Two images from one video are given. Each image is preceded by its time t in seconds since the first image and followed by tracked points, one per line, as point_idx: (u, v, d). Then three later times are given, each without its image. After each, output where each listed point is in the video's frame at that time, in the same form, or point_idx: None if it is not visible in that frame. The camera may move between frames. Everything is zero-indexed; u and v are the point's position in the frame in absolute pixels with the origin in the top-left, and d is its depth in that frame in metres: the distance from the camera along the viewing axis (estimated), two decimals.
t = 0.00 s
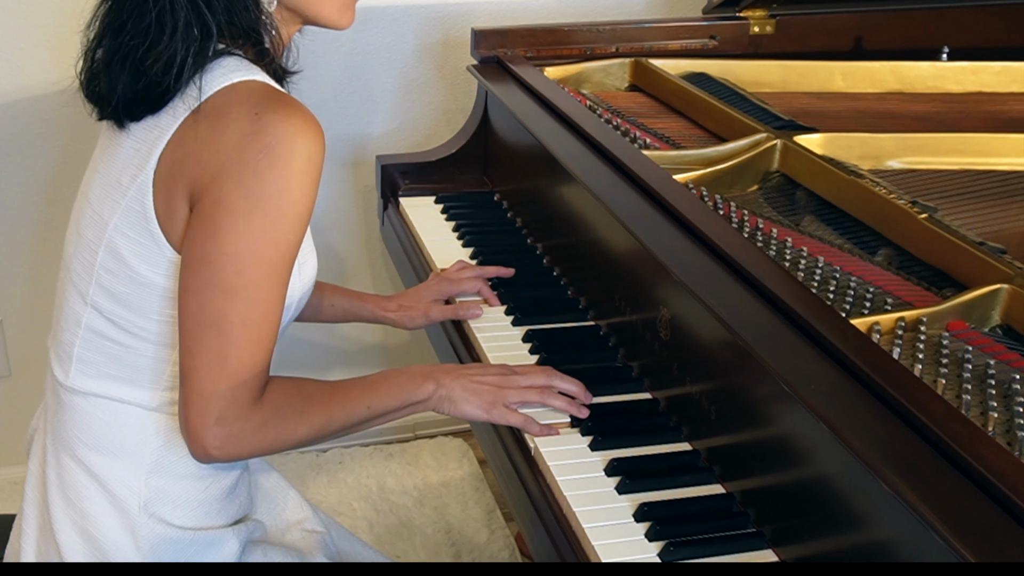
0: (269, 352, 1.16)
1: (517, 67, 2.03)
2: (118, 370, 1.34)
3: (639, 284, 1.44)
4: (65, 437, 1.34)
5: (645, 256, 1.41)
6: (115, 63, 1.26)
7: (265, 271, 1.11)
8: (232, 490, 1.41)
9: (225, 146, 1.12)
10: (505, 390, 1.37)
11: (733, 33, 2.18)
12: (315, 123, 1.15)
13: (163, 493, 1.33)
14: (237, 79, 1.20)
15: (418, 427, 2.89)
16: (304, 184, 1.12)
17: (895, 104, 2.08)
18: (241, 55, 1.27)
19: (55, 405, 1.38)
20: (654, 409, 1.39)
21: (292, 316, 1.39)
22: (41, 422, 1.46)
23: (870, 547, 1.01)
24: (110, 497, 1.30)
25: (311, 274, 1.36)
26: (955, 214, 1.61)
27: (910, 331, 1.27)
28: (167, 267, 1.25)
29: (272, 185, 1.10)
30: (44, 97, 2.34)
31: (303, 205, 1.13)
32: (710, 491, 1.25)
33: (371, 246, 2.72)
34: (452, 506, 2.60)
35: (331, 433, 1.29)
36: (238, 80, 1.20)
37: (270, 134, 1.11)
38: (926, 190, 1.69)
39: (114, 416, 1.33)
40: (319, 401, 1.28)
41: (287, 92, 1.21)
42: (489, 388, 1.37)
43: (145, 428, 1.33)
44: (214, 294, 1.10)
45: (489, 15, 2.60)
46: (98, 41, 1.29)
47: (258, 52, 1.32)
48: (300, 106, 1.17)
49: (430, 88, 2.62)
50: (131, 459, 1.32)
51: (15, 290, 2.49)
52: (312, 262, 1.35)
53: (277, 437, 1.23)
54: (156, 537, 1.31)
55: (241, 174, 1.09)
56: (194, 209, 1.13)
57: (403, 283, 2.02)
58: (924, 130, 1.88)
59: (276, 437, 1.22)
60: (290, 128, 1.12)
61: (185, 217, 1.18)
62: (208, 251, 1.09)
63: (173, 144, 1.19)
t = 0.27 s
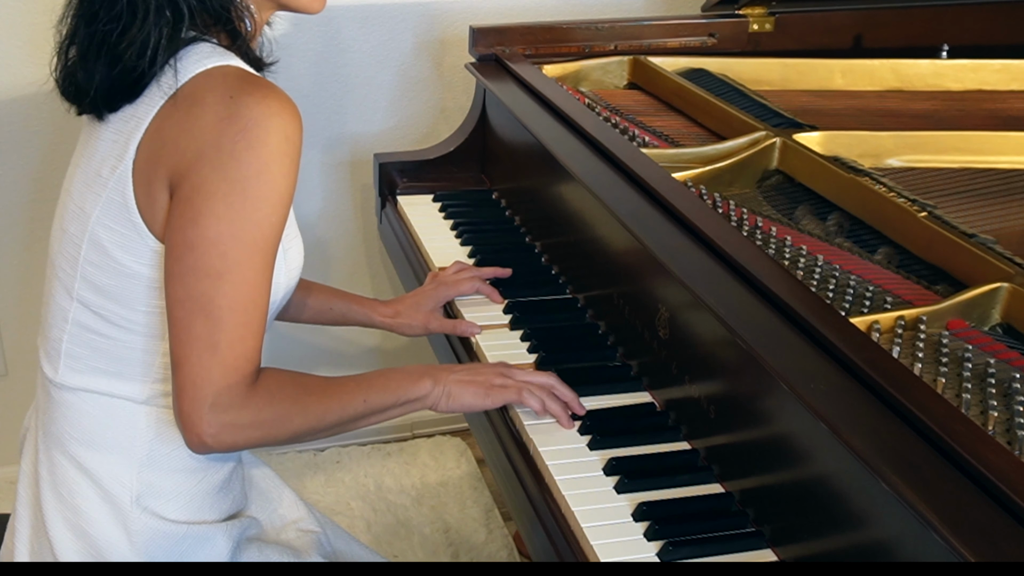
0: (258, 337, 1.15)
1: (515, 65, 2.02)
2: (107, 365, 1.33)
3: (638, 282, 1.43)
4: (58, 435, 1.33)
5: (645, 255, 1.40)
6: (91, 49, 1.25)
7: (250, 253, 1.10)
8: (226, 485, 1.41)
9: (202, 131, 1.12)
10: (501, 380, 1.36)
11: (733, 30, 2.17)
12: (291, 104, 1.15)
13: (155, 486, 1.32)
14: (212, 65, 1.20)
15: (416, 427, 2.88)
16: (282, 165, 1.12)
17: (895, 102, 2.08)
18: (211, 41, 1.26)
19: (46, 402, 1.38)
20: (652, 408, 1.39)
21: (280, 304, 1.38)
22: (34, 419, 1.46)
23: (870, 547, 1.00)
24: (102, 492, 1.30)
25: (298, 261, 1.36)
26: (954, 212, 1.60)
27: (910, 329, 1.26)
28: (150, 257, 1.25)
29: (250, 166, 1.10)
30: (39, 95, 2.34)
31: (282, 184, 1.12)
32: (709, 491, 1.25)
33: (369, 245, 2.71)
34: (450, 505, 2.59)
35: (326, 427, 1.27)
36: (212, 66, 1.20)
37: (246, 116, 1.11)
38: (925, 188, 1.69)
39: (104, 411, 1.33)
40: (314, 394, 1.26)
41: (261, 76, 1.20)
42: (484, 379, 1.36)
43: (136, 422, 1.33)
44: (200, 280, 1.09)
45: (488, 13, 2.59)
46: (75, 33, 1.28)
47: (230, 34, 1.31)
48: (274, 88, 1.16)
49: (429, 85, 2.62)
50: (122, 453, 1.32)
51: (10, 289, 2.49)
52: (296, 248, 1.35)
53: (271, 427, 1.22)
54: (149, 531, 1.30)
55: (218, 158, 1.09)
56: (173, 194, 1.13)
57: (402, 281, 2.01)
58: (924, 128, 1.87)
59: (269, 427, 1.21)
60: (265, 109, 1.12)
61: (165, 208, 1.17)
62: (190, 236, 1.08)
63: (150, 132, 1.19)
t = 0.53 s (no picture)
0: (244, 323, 1.15)
1: (514, 63, 2.02)
2: (92, 360, 1.32)
3: (636, 280, 1.43)
4: (48, 434, 1.33)
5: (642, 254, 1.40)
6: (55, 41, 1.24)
7: (229, 237, 1.10)
8: (218, 481, 1.40)
9: (173, 119, 1.11)
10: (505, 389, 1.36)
11: (731, 28, 2.18)
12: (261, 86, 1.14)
13: (145, 482, 1.32)
14: (180, 52, 1.20)
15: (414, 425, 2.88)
16: (255, 147, 1.11)
17: (895, 100, 2.07)
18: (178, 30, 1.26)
19: (35, 401, 1.37)
20: (651, 407, 1.38)
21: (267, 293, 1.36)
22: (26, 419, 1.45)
23: (868, 546, 1.00)
24: (93, 489, 1.31)
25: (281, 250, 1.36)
26: (953, 210, 1.60)
27: (910, 328, 1.26)
28: (128, 247, 1.24)
29: (222, 149, 1.09)
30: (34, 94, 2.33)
31: (257, 165, 1.11)
32: (707, 490, 1.24)
33: (366, 244, 2.71)
34: (449, 505, 2.59)
35: (319, 424, 1.27)
36: (179, 54, 1.19)
37: (215, 100, 1.10)
38: (925, 186, 1.69)
39: (91, 406, 1.32)
40: (308, 388, 1.26)
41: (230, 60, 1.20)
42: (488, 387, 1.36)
43: (124, 417, 1.32)
44: (182, 267, 1.09)
45: (486, 10, 2.58)
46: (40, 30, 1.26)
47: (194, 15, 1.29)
48: (242, 71, 1.16)
49: (427, 83, 2.61)
50: (111, 449, 1.31)
51: (6, 288, 2.49)
52: (277, 232, 1.35)
53: (262, 416, 1.21)
54: (141, 528, 1.31)
55: (189, 145, 1.09)
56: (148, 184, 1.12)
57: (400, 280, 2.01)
58: (923, 126, 1.87)
59: (261, 417, 1.21)
60: (234, 91, 1.11)
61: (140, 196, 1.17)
62: (167, 223, 1.08)
63: (122, 122, 1.18)
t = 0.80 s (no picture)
0: (230, 310, 1.15)
1: (511, 61, 2.01)
2: (81, 356, 1.31)
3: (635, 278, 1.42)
4: (38, 433, 1.32)
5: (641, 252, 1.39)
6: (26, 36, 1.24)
7: (208, 224, 1.10)
8: (209, 475, 1.40)
9: (142, 106, 1.11)
10: (502, 420, 1.32)
11: (730, 26, 2.17)
12: (231, 71, 1.14)
13: (136, 477, 1.31)
14: (149, 41, 1.19)
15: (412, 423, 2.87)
16: (227, 132, 1.10)
17: (895, 97, 2.07)
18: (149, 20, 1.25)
19: (25, 399, 1.37)
20: (650, 406, 1.37)
21: (251, 283, 1.36)
22: (18, 418, 1.45)
23: (868, 546, 0.99)
24: (85, 485, 1.30)
25: (264, 237, 1.35)
26: (953, 209, 1.60)
27: (910, 327, 1.25)
28: (107, 239, 1.23)
29: (193, 136, 1.08)
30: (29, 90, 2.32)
31: (230, 151, 1.11)
32: (707, 489, 1.24)
33: (363, 242, 2.70)
34: (447, 504, 2.58)
35: (314, 430, 1.27)
36: (149, 42, 1.19)
37: (183, 87, 1.09)
38: (924, 184, 1.68)
39: (77, 403, 1.31)
40: (301, 392, 1.26)
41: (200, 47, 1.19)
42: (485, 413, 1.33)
43: (113, 412, 1.32)
44: (163, 256, 1.09)
45: (484, 8, 2.57)
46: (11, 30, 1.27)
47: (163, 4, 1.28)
48: (209, 56, 1.15)
49: (425, 81, 2.60)
50: (101, 444, 1.30)
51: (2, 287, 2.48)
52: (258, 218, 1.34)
53: (252, 408, 1.21)
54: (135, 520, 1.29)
55: (157, 132, 1.08)
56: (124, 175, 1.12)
57: (397, 278, 2.00)
58: (923, 124, 1.87)
59: (251, 409, 1.21)
60: (203, 77, 1.10)
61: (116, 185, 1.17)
62: (145, 213, 1.08)
63: (94, 114, 1.18)
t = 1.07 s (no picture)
0: (229, 297, 1.14)
1: (510, 59, 2.01)
2: (75, 352, 1.31)
3: (634, 275, 1.42)
4: (32, 432, 1.32)
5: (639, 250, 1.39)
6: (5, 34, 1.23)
7: (199, 214, 1.09)
8: (205, 471, 1.39)
9: (125, 98, 1.10)
10: (498, 420, 1.32)
11: (730, 24, 2.17)
12: (212, 58, 1.13)
13: (131, 474, 1.31)
14: (129, 33, 1.19)
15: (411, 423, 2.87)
16: (212, 122, 1.10)
17: (894, 96, 2.07)
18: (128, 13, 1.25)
19: (19, 398, 1.36)
20: (649, 405, 1.37)
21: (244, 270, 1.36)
22: (11, 418, 1.44)
23: (868, 545, 0.99)
24: (82, 484, 1.29)
25: (253, 228, 1.35)
26: (953, 207, 1.59)
27: (909, 325, 1.25)
28: (97, 234, 1.23)
29: (178, 124, 1.08)
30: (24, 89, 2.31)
31: (216, 139, 1.10)
32: (706, 489, 1.23)
33: (360, 240, 2.70)
34: (445, 503, 2.58)
35: (312, 429, 1.26)
36: (129, 34, 1.19)
37: (166, 78, 1.09)
38: (924, 182, 1.68)
39: (71, 400, 1.31)
40: (303, 388, 1.26)
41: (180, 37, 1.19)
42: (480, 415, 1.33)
43: (107, 409, 1.31)
44: (156, 247, 1.09)
45: (483, 6, 2.57)
46: None
47: None
48: (191, 46, 1.14)
49: (423, 80, 2.60)
50: (96, 441, 1.30)
51: None
52: (247, 208, 1.34)
53: (257, 402, 1.21)
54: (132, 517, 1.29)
55: (142, 123, 1.08)
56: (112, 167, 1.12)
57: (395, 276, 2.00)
58: (923, 122, 1.86)
59: (255, 401, 1.21)
60: (184, 66, 1.10)
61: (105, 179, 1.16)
62: (135, 205, 1.08)
63: (79, 108, 1.17)
